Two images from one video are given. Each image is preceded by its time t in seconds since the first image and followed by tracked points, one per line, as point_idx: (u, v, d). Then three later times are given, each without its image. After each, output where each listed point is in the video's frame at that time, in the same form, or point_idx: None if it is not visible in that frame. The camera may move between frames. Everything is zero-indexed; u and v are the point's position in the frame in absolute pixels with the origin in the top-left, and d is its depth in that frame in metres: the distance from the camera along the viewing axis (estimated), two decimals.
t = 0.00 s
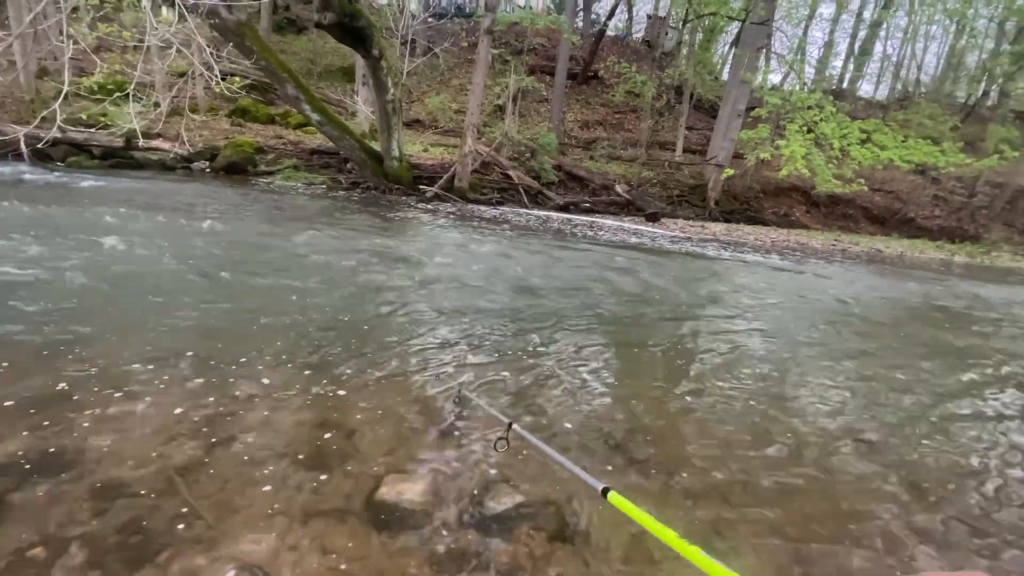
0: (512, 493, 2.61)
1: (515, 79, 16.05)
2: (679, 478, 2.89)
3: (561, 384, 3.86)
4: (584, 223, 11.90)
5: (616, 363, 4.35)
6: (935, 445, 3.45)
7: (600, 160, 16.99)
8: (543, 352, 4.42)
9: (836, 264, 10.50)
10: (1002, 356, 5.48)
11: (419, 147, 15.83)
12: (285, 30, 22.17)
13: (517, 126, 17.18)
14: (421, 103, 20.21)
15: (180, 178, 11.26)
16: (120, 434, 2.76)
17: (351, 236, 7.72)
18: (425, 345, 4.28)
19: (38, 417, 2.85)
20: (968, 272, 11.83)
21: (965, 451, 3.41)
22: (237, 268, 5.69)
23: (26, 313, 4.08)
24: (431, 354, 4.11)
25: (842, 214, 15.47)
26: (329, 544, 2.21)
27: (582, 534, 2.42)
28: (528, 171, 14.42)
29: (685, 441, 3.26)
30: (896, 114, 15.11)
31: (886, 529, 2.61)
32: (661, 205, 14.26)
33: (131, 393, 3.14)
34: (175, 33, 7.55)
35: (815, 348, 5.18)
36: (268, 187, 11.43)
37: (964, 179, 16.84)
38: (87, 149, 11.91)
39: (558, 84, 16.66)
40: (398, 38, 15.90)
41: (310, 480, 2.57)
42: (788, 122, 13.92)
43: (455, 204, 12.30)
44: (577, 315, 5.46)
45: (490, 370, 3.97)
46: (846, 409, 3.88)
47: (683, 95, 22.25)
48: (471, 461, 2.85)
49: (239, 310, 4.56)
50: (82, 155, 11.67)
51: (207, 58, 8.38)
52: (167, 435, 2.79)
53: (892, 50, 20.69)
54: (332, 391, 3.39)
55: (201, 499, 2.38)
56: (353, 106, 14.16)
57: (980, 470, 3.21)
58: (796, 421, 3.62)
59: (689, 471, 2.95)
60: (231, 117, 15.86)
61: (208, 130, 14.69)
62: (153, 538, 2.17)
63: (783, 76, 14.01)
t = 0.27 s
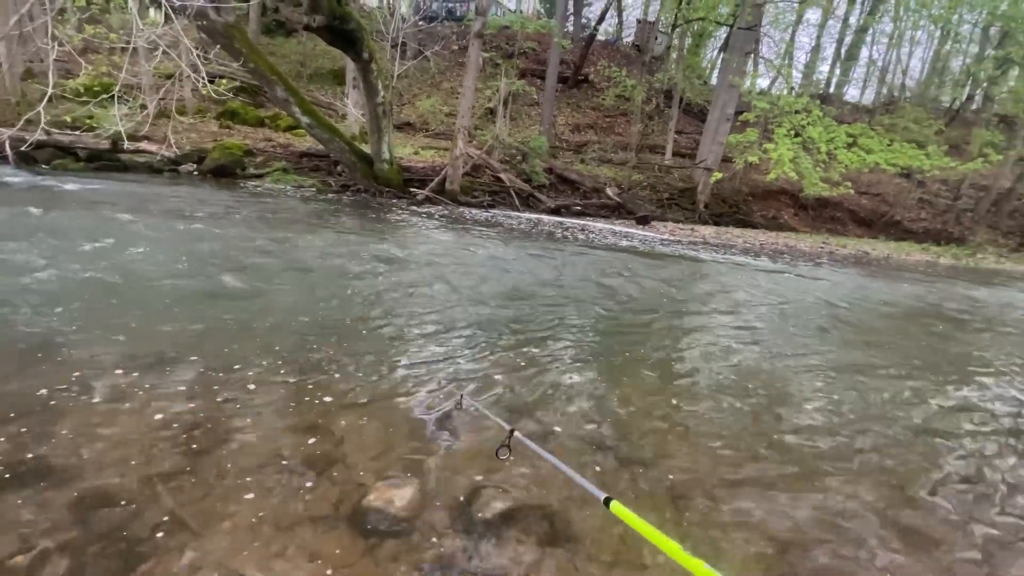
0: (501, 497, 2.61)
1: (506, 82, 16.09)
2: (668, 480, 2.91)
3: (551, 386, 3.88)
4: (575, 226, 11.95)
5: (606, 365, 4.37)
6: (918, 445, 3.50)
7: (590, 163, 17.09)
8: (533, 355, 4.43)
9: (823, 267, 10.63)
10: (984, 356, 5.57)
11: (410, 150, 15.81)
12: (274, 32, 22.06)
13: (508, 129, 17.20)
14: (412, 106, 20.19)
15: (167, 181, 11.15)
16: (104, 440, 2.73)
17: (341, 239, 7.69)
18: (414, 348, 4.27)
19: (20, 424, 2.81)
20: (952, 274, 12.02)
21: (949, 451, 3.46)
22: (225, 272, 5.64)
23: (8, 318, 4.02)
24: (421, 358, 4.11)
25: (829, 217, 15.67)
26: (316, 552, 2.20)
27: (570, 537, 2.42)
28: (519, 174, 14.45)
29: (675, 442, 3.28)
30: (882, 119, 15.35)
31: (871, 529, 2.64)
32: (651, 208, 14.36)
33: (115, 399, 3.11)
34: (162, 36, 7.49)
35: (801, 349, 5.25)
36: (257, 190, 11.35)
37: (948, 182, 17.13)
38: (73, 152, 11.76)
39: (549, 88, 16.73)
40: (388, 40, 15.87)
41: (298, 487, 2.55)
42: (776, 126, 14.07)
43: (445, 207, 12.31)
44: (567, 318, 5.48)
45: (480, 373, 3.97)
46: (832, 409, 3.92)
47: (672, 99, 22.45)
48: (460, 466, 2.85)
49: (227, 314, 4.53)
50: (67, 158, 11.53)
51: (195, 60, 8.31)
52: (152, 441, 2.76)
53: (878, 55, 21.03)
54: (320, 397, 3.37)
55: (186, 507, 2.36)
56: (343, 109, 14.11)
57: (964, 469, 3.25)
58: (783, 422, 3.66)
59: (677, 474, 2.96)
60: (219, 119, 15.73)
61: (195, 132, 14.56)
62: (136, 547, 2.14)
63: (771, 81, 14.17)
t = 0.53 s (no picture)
0: (493, 501, 2.60)
1: (498, 85, 16.11)
2: (660, 482, 2.91)
3: (543, 389, 3.89)
4: (567, 229, 11.98)
5: (598, 368, 4.39)
6: (908, 445, 3.53)
7: (582, 167, 17.16)
8: (525, 358, 4.42)
9: (812, 269, 10.74)
10: (970, 356, 5.65)
11: (402, 152, 15.77)
12: (264, 34, 21.95)
13: (500, 132, 17.24)
14: (403, 109, 20.15)
15: (154, 184, 11.02)
16: (88, 447, 2.67)
17: (332, 242, 7.63)
18: (406, 351, 4.25)
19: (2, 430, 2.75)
20: (938, 276, 12.19)
21: (937, 450, 3.49)
22: (214, 275, 5.58)
23: None
24: (412, 361, 4.09)
25: (817, 220, 15.85)
26: (306, 557, 2.17)
27: (562, 541, 2.41)
28: (511, 177, 14.47)
29: (667, 444, 3.29)
30: (868, 123, 15.56)
31: (861, 529, 2.66)
32: (642, 211, 14.44)
33: (100, 404, 3.06)
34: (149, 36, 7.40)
35: (790, 350, 5.29)
36: (246, 192, 11.25)
37: (934, 186, 17.40)
38: (58, 154, 11.61)
39: (541, 91, 16.78)
40: (379, 43, 15.84)
41: (288, 492, 2.53)
42: (765, 129, 14.21)
43: (437, 209, 12.28)
44: (559, 321, 5.47)
45: (472, 376, 3.97)
46: (821, 410, 3.96)
47: (663, 102, 22.61)
48: (452, 469, 2.83)
49: (215, 318, 4.47)
50: (53, 160, 11.37)
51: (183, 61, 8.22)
52: (139, 446, 2.72)
53: (864, 60, 21.33)
54: (310, 401, 3.34)
55: (173, 514, 2.32)
56: (334, 111, 14.05)
57: (952, 468, 3.28)
58: (773, 424, 3.68)
59: (669, 476, 2.97)
60: (208, 121, 15.60)
61: (184, 134, 14.42)
62: (122, 555, 2.10)
63: (760, 85, 14.32)
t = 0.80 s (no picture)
0: (485, 503, 2.59)
1: (490, 87, 16.12)
2: (652, 482, 2.93)
3: (536, 390, 3.89)
4: (560, 230, 12.01)
5: (590, 368, 4.40)
6: (895, 445, 3.57)
7: (574, 168, 17.22)
8: (518, 359, 4.43)
9: (801, 269, 10.85)
10: (956, 356, 5.74)
11: (394, 153, 15.73)
12: (255, 34, 21.81)
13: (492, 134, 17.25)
14: (395, 110, 20.09)
15: (142, 184, 10.90)
16: (75, 451, 2.64)
17: (324, 243, 7.59)
18: (398, 353, 4.24)
19: None
20: (925, 276, 12.37)
21: (924, 450, 3.53)
22: (204, 277, 5.54)
23: None
24: (404, 363, 4.08)
25: (807, 221, 16.03)
26: (297, 561, 2.16)
27: (553, 542, 2.42)
28: (504, 178, 14.48)
29: (658, 445, 3.31)
30: (856, 126, 15.77)
31: (849, 527, 2.69)
32: (634, 212, 14.52)
33: (87, 408, 3.01)
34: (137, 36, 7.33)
35: (780, 351, 5.34)
36: (237, 193, 11.16)
37: (920, 188, 17.66)
38: (44, 154, 11.45)
39: (533, 93, 16.81)
40: (371, 44, 15.79)
41: (278, 495, 2.51)
42: (755, 132, 14.35)
43: (429, 211, 12.26)
44: (551, 322, 5.48)
45: (464, 377, 3.96)
46: (811, 410, 4.01)
47: (654, 105, 22.75)
48: (444, 471, 2.82)
49: (204, 320, 4.43)
50: (38, 161, 11.21)
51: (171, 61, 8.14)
52: (127, 450, 2.69)
53: (852, 64, 21.60)
54: (301, 403, 3.32)
55: (162, 518, 2.29)
56: (325, 112, 13.98)
57: (937, 466, 3.33)
58: (763, 424, 3.72)
59: (661, 477, 2.99)
60: (197, 122, 15.45)
61: (173, 135, 14.28)
62: (110, 560, 2.08)
63: (750, 88, 14.46)
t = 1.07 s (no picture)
0: (477, 502, 2.60)
1: (482, 85, 16.09)
2: (644, 480, 2.95)
3: (528, 389, 3.90)
4: (552, 229, 12.03)
5: (582, 367, 4.42)
6: (882, 441, 3.62)
7: (566, 167, 17.25)
8: (510, 358, 4.43)
9: (791, 268, 10.96)
10: (942, 353, 5.82)
11: (385, 152, 15.66)
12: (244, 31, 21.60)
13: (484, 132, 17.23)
14: (387, 108, 20.00)
15: (129, 183, 10.76)
16: (61, 454, 2.60)
17: (314, 242, 7.54)
18: (391, 352, 4.23)
19: None
20: (911, 275, 12.55)
21: (911, 446, 3.58)
22: (193, 276, 5.48)
23: None
24: (396, 362, 4.07)
25: (796, 220, 16.18)
26: (287, 562, 2.15)
27: (545, 541, 2.43)
28: (496, 177, 14.47)
29: (650, 443, 3.34)
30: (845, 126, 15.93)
31: (838, 523, 2.72)
32: (626, 211, 14.58)
33: (74, 410, 2.98)
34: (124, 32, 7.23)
35: (770, 349, 5.40)
36: (226, 192, 11.05)
37: (907, 187, 17.89)
38: (28, 152, 11.26)
39: (525, 92, 16.79)
40: (362, 41, 15.69)
41: (269, 496, 2.49)
42: (745, 131, 14.45)
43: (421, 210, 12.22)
44: (544, 321, 5.49)
45: (457, 376, 3.96)
46: (800, 408, 4.06)
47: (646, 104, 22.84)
48: (436, 471, 2.82)
49: (194, 320, 4.39)
50: (22, 159, 11.03)
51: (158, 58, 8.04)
52: (114, 452, 2.66)
53: (840, 64, 21.82)
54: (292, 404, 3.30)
55: (150, 520, 2.27)
56: (316, 110, 13.89)
57: (923, 462, 3.38)
58: (753, 422, 3.76)
59: (652, 475, 3.00)
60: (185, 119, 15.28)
61: (160, 132, 14.10)
62: (97, 563, 2.06)
63: (740, 88, 14.57)
